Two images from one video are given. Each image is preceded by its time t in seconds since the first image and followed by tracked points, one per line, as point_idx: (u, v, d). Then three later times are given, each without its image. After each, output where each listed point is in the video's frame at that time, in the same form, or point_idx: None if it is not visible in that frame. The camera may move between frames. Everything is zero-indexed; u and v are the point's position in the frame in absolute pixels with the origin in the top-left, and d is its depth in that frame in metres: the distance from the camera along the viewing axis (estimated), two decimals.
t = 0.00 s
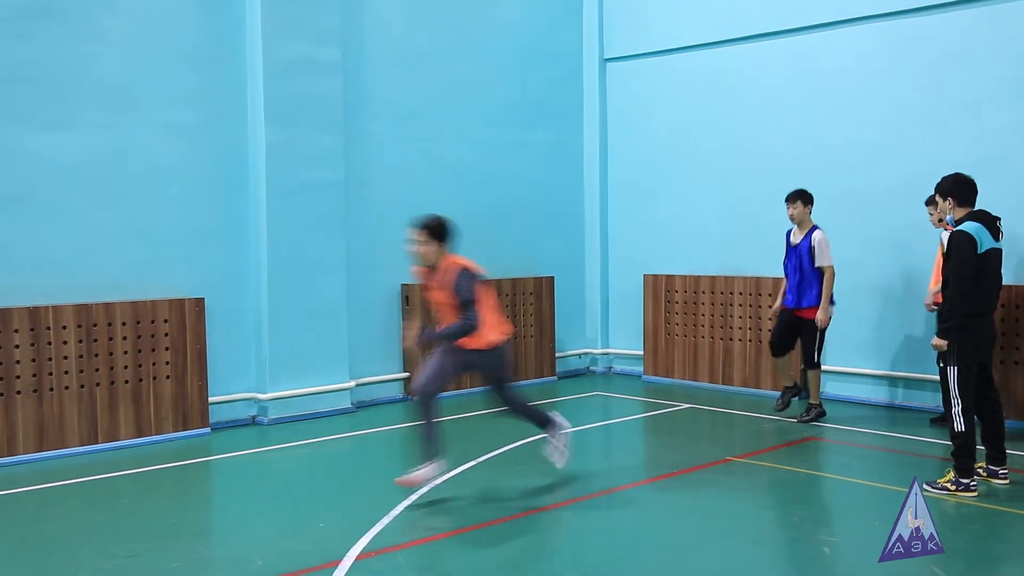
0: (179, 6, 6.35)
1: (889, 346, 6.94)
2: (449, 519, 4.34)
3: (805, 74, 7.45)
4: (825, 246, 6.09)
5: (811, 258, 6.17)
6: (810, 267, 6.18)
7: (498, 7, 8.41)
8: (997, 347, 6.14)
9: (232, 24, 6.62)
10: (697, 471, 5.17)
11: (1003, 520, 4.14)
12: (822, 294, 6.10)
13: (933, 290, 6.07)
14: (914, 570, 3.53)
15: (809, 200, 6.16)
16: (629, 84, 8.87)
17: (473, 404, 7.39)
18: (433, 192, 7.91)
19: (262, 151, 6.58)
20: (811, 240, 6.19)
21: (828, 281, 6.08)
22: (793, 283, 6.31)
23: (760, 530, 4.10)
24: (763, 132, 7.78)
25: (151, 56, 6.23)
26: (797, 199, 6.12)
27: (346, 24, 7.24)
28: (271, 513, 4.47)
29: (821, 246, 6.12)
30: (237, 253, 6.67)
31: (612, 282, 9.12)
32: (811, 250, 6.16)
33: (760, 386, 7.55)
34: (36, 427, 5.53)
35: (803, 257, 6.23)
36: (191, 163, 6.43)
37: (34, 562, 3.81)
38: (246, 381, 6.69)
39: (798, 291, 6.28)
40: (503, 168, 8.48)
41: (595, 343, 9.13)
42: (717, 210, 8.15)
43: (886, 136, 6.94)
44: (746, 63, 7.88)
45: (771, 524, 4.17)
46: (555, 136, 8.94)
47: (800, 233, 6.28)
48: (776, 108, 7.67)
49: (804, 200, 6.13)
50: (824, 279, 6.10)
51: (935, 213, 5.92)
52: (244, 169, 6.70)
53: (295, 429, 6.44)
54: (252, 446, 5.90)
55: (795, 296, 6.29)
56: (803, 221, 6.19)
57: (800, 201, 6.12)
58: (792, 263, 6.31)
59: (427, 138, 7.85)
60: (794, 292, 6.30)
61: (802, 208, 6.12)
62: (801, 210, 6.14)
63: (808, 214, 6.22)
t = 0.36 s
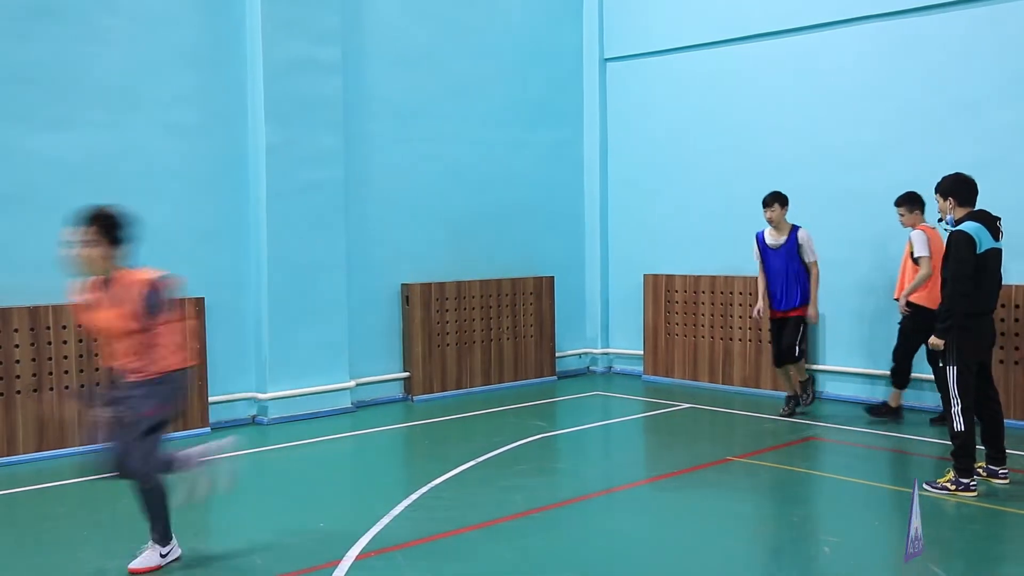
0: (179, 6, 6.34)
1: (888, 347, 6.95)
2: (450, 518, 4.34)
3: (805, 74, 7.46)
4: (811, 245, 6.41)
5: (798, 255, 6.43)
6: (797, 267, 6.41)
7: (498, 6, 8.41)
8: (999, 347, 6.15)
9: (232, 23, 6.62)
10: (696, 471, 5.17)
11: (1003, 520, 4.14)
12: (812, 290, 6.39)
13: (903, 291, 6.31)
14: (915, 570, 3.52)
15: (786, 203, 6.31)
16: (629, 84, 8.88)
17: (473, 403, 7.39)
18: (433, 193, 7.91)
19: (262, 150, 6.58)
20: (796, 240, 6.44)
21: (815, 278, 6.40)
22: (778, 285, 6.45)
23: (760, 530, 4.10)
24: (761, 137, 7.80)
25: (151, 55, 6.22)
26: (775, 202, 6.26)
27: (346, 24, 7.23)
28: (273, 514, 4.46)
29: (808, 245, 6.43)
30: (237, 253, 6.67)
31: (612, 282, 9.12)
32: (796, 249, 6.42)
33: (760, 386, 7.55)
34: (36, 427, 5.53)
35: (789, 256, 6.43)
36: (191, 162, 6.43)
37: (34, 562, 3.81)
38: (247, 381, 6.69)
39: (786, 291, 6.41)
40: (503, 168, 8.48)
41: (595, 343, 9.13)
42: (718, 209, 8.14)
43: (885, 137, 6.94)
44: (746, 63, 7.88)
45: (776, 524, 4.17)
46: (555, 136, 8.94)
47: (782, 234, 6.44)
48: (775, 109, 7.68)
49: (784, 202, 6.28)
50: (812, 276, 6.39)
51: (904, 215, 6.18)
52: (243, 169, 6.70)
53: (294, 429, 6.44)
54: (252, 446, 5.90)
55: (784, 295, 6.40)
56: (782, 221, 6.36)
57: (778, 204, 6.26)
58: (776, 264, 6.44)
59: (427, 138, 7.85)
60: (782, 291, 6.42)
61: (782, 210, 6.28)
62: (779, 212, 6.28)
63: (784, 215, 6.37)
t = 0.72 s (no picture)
0: (179, 6, 6.34)
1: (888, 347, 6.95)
2: (450, 518, 4.34)
3: (804, 74, 7.46)
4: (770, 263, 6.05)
5: (760, 275, 6.10)
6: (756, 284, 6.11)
7: (498, 6, 8.41)
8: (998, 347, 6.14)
9: (232, 22, 6.62)
10: (696, 471, 5.17)
11: (1003, 520, 4.14)
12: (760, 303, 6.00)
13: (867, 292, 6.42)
14: (916, 570, 3.52)
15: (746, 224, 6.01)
16: (628, 84, 8.88)
17: (472, 403, 7.39)
18: (433, 193, 7.91)
19: (262, 150, 6.58)
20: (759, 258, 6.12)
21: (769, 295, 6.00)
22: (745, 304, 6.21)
23: (760, 530, 4.09)
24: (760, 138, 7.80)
25: (151, 55, 6.22)
26: (736, 224, 5.96)
27: (346, 24, 7.24)
28: (273, 514, 4.46)
29: (769, 263, 6.06)
30: (237, 253, 6.67)
31: (612, 282, 9.12)
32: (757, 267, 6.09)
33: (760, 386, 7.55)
34: (36, 427, 5.53)
35: (751, 274, 6.13)
36: (191, 162, 6.43)
37: (35, 562, 3.81)
38: (246, 381, 6.69)
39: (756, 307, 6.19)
40: (503, 168, 8.47)
41: (595, 343, 9.13)
42: (718, 209, 8.14)
43: (885, 137, 6.95)
44: (746, 63, 7.88)
45: (776, 525, 4.16)
46: (555, 135, 8.93)
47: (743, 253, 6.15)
48: (775, 108, 7.68)
49: (743, 223, 5.99)
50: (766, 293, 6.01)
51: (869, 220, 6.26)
52: (243, 169, 6.70)
53: (294, 429, 6.44)
54: (252, 446, 5.90)
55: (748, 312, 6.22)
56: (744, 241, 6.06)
57: (739, 226, 5.97)
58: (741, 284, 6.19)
59: (428, 138, 7.85)
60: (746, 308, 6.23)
61: (741, 231, 5.99)
62: (740, 234, 6.00)
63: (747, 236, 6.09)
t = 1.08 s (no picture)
0: (179, 6, 6.35)
1: (887, 347, 6.95)
2: (449, 518, 4.34)
3: (804, 74, 7.47)
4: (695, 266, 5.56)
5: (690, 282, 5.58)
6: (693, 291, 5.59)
7: (498, 6, 8.41)
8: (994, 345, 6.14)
9: (232, 22, 6.62)
10: (695, 471, 5.17)
11: (1003, 519, 4.14)
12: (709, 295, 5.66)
13: (840, 292, 6.62)
14: (915, 570, 3.53)
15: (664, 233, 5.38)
16: (628, 84, 8.88)
17: (472, 403, 7.39)
18: (433, 193, 7.90)
19: (262, 150, 6.59)
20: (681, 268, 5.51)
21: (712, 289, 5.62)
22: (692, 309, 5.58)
23: (759, 530, 4.10)
24: (760, 138, 7.80)
25: (151, 55, 6.22)
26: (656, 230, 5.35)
27: (346, 24, 7.24)
28: (273, 514, 4.46)
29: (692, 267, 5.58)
30: (237, 253, 6.67)
31: (612, 282, 9.12)
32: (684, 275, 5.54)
33: (759, 386, 7.55)
34: (36, 427, 5.53)
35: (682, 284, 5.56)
36: (191, 162, 6.43)
37: (35, 562, 3.81)
38: (246, 381, 6.69)
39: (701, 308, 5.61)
40: (502, 168, 8.47)
41: (594, 343, 9.12)
42: (718, 208, 8.15)
43: (885, 137, 6.95)
44: (746, 63, 7.89)
45: (775, 525, 4.17)
46: (555, 135, 8.94)
47: (665, 268, 5.52)
48: (775, 108, 7.68)
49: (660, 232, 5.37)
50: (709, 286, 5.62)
51: (835, 219, 6.50)
52: (243, 169, 6.70)
53: (294, 429, 6.44)
54: (252, 446, 5.90)
55: (676, 328, 5.57)
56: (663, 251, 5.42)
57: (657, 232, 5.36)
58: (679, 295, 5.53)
59: (428, 138, 7.86)
60: (673, 322, 5.59)
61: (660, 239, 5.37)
62: (658, 243, 5.38)
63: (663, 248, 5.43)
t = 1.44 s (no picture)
0: (178, 6, 6.35)
1: (887, 346, 6.95)
2: (449, 518, 4.34)
3: (803, 75, 7.47)
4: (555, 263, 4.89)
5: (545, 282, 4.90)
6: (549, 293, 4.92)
7: (497, 6, 8.41)
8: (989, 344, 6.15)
9: (231, 22, 6.62)
10: (694, 470, 5.17)
11: (1002, 519, 4.14)
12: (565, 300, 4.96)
13: (807, 291, 6.52)
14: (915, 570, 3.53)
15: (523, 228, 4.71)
16: (627, 84, 8.88)
17: (471, 403, 7.39)
18: (432, 193, 7.90)
19: (261, 150, 6.59)
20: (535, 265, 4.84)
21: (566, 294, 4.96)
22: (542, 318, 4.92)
23: (757, 530, 4.10)
24: (760, 137, 7.80)
25: (150, 55, 6.23)
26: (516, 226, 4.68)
27: (346, 24, 7.24)
28: (272, 513, 4.46)
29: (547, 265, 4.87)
30: (235, 253, 6.67)
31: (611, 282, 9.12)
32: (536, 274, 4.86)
33: (758, 386, 7.55)
34: (34, 427, 5.53)
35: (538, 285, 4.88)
36: (190, 162, 6.43)
37: (34, 561, 3.81)
38: (245, 381, 6.69)
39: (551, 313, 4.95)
40: (501, 168, 8.48)
41: (593, 343, 9.12)
42: (717, 208, 8.15)
43: (884, 137, 6.95)
44: (745, 63, 7.89)
45: (772, 524, 4.17)
46: (554, 135, 8.94)
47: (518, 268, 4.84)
48: (774, 108, 7.68)
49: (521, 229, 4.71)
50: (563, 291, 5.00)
51: (806, 212, 6.44)
52: (241, 169, 6.70)
53: (292, 429, 6.44)
54: (251, 446, 5.90)
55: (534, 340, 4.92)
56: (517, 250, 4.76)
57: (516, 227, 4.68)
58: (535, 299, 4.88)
59: (427, 138, 7.86)
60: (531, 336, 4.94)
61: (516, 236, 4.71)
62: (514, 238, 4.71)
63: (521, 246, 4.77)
